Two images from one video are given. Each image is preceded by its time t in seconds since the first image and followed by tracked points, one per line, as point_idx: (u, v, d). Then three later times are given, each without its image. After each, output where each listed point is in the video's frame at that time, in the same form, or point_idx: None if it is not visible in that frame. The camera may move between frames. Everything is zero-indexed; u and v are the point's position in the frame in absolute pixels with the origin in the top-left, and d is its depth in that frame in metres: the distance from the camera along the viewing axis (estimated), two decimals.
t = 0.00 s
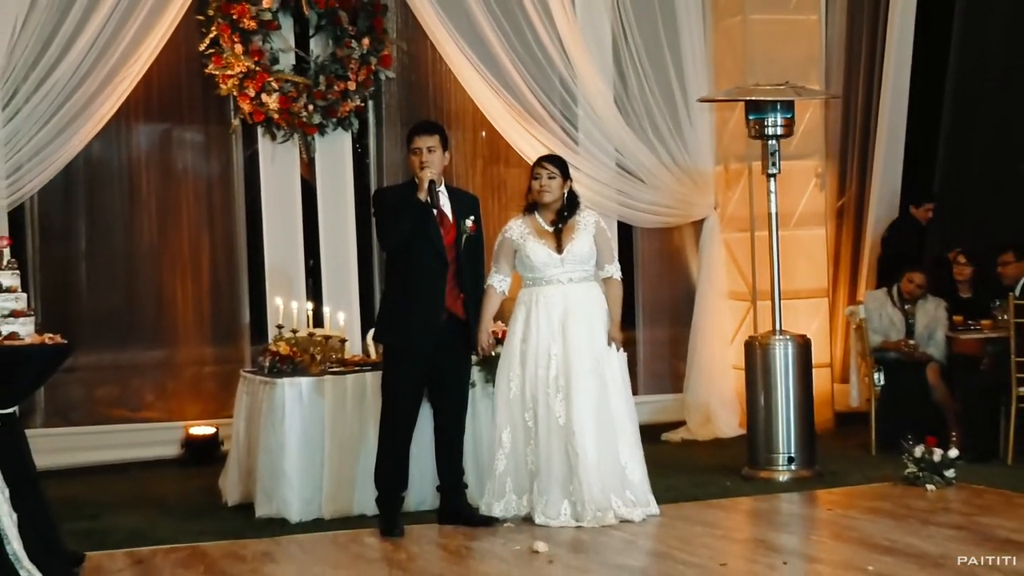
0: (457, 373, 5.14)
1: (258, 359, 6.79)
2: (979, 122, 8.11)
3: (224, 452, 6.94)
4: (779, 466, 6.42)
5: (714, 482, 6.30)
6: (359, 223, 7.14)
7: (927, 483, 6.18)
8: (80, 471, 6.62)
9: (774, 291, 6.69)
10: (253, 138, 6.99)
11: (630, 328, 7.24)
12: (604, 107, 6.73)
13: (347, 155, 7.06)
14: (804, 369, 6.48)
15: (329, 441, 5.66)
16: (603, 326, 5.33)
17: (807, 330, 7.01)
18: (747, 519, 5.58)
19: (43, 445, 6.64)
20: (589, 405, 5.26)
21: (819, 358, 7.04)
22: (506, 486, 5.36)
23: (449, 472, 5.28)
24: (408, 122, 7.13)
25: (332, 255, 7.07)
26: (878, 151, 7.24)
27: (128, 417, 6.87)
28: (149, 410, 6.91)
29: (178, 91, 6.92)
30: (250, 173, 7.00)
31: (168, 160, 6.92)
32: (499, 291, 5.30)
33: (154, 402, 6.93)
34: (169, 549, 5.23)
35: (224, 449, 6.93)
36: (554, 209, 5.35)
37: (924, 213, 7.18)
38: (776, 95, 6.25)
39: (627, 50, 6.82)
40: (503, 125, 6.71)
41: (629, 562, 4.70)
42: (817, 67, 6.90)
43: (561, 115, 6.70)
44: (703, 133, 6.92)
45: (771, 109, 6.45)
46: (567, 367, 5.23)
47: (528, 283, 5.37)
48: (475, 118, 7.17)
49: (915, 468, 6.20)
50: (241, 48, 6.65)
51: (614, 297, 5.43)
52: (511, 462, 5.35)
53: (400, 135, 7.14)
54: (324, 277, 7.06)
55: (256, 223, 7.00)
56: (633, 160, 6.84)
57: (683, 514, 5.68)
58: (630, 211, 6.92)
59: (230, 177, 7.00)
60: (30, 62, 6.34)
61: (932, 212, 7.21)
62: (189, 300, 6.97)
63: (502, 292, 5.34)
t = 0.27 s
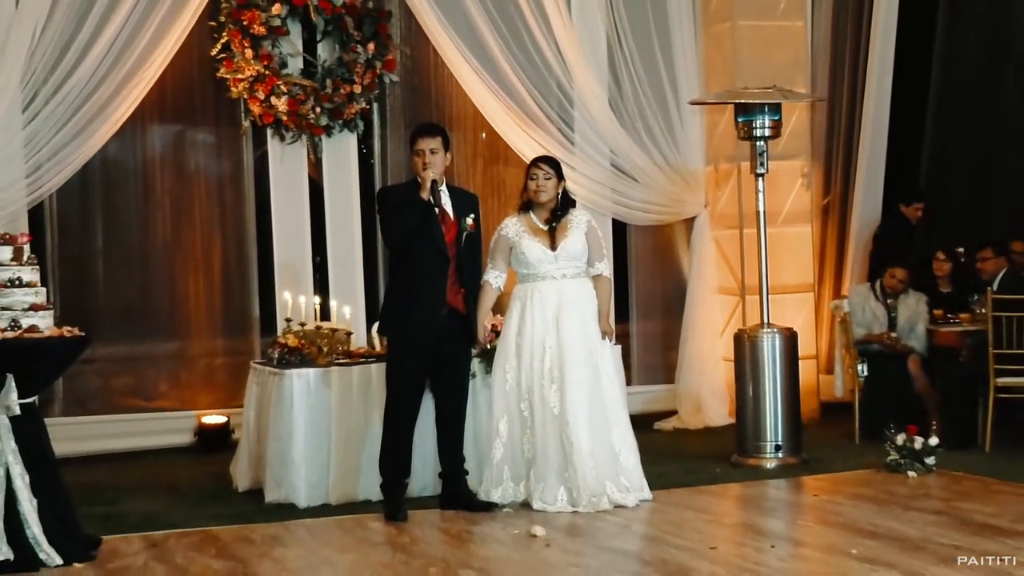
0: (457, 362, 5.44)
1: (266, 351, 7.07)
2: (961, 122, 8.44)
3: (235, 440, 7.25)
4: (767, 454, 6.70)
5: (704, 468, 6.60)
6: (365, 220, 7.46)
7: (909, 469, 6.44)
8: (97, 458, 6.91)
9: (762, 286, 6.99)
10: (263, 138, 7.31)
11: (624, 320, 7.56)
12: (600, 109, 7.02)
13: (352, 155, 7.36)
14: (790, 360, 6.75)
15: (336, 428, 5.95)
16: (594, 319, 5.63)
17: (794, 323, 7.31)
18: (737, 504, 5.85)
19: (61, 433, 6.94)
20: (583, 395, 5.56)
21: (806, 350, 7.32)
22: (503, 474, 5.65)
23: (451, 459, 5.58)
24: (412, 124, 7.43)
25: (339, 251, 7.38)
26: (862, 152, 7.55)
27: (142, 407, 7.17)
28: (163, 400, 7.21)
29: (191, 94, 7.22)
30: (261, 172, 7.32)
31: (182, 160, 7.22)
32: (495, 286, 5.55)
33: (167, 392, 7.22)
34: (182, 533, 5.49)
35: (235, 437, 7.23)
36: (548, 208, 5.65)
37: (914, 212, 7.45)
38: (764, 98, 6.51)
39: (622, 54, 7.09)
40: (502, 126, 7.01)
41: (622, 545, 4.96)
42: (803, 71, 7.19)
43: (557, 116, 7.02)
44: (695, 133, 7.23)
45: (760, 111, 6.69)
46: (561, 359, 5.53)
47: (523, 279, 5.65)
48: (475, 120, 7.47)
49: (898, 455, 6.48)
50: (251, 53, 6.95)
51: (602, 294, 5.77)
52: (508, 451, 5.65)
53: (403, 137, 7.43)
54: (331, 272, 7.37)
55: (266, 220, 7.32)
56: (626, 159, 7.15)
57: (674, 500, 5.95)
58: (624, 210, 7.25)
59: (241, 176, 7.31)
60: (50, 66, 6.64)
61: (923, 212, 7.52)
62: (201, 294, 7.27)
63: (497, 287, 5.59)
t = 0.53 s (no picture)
0: (457, 356, 5.75)
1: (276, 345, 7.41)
2: (940, 126, 8.84)
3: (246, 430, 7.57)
4: (755, 444, 7.00)
5: (695, 458, 6.92)
6: (371, 220, 7.81)
7: (890, 458, 6.75)
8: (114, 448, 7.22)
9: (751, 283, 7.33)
10: (273, 142, 7.63)
11: (618, 316, 7.90)
12: (595, 114, 7.33)
13: (358, 159, 7.71)
14: (778, 354, 7.08)
15: (344, 419, 6.27)
16: (591, 316, 5.95)
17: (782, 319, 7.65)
18: (727, 492, 6.16)
19: (80, 423, 7.25)
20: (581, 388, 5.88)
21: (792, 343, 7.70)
22: (503, 464, 5.99)
23: (453, 450, 5.91)
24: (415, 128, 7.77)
25: (346, 250, 7.72)
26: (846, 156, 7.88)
27: (158, 398, 7.48)
28: (177, 392, 7.53)
29: (204, 99, 7.55)
30: (271, 174, 7.63)
31: (196, 163, 7.54)
32: (494, 284, 5.90)
33: (182, 384, 7.55)
34: (196, 520, 5.79)
35: (246, 428, 7.56)
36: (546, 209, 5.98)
37: (907, 213, 7.96)
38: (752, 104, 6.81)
39: (616, 61, 7.42)
40: (501, 131, 7.30)
41: (615, 531, 5.28)
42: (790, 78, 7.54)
43: (554, 121, 7.32)
44: (686, 137, 7.55)
45: (748, 116, 6.98)
46: (560, 353, 5.85)
47: (521, 277, 5.98)
48: (476, 125, 7.81)
49: (881, 445, 6.78)
50: (262, 61, 7.26)
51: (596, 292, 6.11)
52: (507, 442, 5.98)
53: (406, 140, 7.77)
54: (339, 270, 7.71)
55: (276, 220, 7.64)
56: (620, 162, 7.47)
57: (666, 487, 6.28)
58: (618, 210, 7.57)
59: (251, 179, 7.62)
60: (69, 73, 6.94)
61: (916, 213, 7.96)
62: (214, 291, 7.60)
63: (496, 284, 5.93)
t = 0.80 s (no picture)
0: (457, 350, 6.08)
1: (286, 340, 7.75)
2: (924, 132, 9.36)
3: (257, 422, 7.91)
4: (745, 434, 7.35)
5: (688, 448, 7.25)
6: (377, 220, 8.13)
7: (875, 448, 7.06)
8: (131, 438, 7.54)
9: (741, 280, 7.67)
10: (283, 146, 7.96)
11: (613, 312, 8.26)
12: (592, 118, 7.65)
13: (364, 162, 8.06)
14: (767, 348, 7.37)
15: (351, 411, 6.59)
16: (590, 314, 6.28)
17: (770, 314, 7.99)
18: (717, 480, 6.50)
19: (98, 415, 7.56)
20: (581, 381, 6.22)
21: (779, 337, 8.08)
22: (505, 453, 6.32)
23: (456, 440, 6.24)
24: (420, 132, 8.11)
25: (353, 248, 8.08)
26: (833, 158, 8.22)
27: (173, 391, 7.81)
28: (191, 385, 7.86)
29: (216, 104, 7.88)
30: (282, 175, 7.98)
31: (209, 166, 7.88)
32: (495, 281, 6.22)
33: (195, 377, 7.87)
34: (210, 508, 6.09)
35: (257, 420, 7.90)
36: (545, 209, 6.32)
37: (906, 215, 8.38)
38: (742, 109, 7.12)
39: (612, 68, 7.74)
40: (501, 134, 7.63)
41: (611, 518, 5.61)
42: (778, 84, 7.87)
43: (552, 125, 7.64)
44: (679, 140, 7.88)
45: (738, 121, 7.30)
46: (561, 349, 6.18)
47: (522, 274, 6.31)
48: (476, 129, 8.18)
49: (865, 435, 7.10)
50: (272, 68, 7.58)
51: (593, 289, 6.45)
52: (509, 432, 6.31)
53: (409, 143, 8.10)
54: (346, 268, 8.06)
55: (286, 220, 7.98)
56: (615, 164, 7.81)
57: (659, 475, 6.62)
58: (613, 211, 7.92)
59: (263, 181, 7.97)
60: (87, 79, 7.25)
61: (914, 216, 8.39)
62: (226, 288, 7.93)
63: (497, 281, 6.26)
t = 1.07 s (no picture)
0: (459, 346, 6.46)
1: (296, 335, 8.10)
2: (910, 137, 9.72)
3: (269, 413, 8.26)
4: (735, 424, 7.69)
5: (680, 438, 7.61)
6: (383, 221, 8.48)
7: (859, 438, 7.40)
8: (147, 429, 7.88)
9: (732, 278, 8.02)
10: (292, 149, 8.32)
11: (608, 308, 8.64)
12: (587, 123, 8.00)
13: (370, 164, 8.39)
14: (755, 343, 7.71)
15: (357, 404, 6.94)
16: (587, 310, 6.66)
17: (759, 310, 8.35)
18: (708, 469, 6.85)
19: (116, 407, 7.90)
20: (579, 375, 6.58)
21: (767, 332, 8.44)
22: (506, 443, 6.67)
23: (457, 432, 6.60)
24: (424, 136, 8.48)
25: (360, 247, 8.41)
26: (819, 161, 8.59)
27: (188, 383, 8.15)
28: (205, 377, 8.21)
29: (229, 108, 8.25)
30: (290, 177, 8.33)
31: (222, 168, 8.25)
32: (497, 279, 6.60)
33: (210, 370, 8.23)
34: (223, 495, 6.43)
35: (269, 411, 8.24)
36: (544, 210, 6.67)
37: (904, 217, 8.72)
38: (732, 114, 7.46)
39: (607, 75, 8.09)
40: (501, 138, 7.98)
41: (607, 505, 5.96)
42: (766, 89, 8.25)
43: (550, 129, 7.98)
44: (671, 144, 8.25)
45: (728, 125, 7.64)
46: (560, 343, 6.54)
47: (523, 271, 6.66)
48: (478, 133, 8.57)
49: (849, 426, 7.44)
50: (281, 74, 7.91)
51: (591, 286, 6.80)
52: (510, 423, 6.67)
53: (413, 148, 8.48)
54: (353, 268, 8.39)
55: (296, 219, 8.33)
56: (611, 167, 8.15)
57: (653, 464, 6.97)
58: (610, 212, 8.24)
59: (273, 182, 8.34)
60: (106, 84, 7.58)
61: (911, 218, 8.89)
62: (239, 285, 8.32)
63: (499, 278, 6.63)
